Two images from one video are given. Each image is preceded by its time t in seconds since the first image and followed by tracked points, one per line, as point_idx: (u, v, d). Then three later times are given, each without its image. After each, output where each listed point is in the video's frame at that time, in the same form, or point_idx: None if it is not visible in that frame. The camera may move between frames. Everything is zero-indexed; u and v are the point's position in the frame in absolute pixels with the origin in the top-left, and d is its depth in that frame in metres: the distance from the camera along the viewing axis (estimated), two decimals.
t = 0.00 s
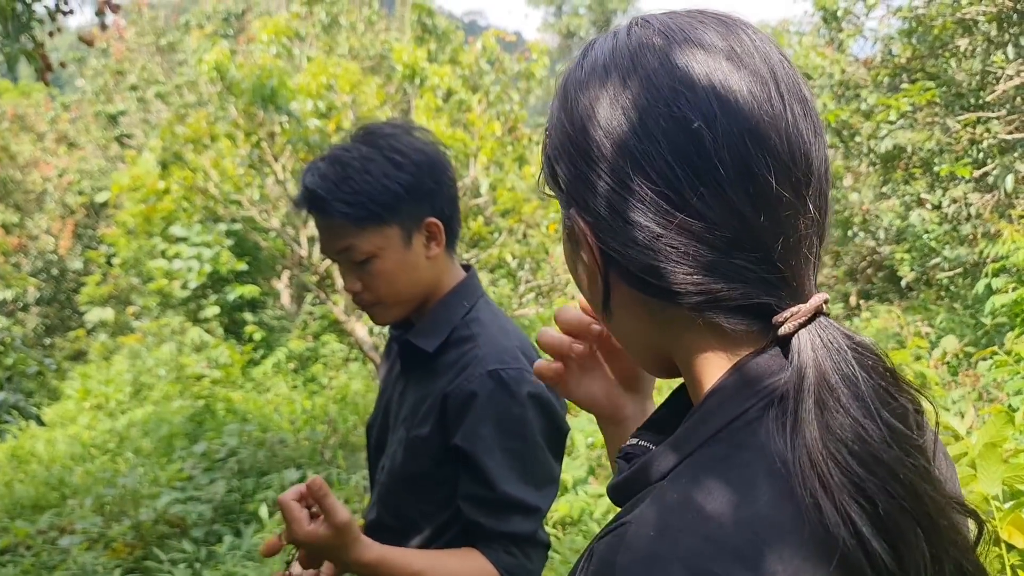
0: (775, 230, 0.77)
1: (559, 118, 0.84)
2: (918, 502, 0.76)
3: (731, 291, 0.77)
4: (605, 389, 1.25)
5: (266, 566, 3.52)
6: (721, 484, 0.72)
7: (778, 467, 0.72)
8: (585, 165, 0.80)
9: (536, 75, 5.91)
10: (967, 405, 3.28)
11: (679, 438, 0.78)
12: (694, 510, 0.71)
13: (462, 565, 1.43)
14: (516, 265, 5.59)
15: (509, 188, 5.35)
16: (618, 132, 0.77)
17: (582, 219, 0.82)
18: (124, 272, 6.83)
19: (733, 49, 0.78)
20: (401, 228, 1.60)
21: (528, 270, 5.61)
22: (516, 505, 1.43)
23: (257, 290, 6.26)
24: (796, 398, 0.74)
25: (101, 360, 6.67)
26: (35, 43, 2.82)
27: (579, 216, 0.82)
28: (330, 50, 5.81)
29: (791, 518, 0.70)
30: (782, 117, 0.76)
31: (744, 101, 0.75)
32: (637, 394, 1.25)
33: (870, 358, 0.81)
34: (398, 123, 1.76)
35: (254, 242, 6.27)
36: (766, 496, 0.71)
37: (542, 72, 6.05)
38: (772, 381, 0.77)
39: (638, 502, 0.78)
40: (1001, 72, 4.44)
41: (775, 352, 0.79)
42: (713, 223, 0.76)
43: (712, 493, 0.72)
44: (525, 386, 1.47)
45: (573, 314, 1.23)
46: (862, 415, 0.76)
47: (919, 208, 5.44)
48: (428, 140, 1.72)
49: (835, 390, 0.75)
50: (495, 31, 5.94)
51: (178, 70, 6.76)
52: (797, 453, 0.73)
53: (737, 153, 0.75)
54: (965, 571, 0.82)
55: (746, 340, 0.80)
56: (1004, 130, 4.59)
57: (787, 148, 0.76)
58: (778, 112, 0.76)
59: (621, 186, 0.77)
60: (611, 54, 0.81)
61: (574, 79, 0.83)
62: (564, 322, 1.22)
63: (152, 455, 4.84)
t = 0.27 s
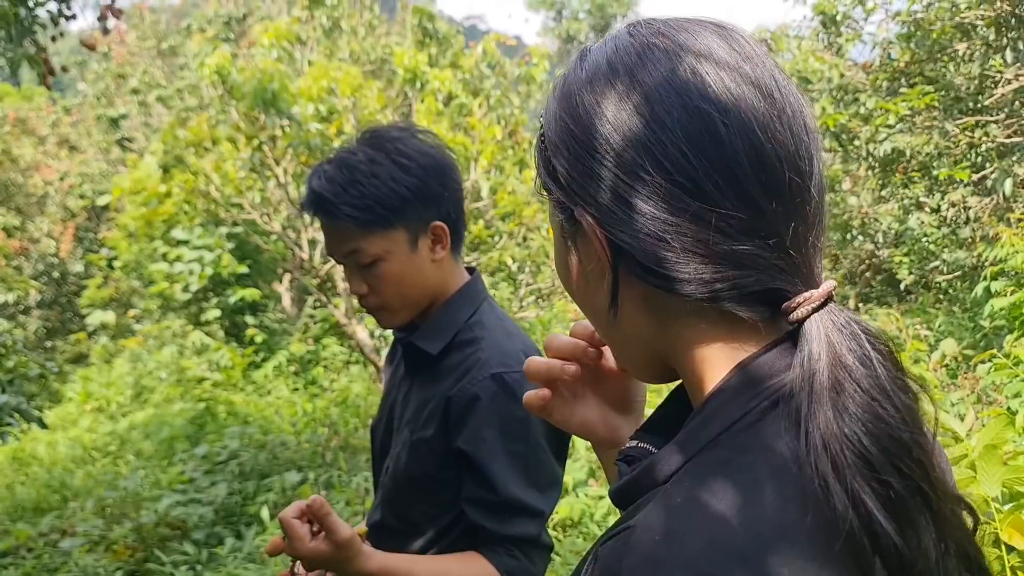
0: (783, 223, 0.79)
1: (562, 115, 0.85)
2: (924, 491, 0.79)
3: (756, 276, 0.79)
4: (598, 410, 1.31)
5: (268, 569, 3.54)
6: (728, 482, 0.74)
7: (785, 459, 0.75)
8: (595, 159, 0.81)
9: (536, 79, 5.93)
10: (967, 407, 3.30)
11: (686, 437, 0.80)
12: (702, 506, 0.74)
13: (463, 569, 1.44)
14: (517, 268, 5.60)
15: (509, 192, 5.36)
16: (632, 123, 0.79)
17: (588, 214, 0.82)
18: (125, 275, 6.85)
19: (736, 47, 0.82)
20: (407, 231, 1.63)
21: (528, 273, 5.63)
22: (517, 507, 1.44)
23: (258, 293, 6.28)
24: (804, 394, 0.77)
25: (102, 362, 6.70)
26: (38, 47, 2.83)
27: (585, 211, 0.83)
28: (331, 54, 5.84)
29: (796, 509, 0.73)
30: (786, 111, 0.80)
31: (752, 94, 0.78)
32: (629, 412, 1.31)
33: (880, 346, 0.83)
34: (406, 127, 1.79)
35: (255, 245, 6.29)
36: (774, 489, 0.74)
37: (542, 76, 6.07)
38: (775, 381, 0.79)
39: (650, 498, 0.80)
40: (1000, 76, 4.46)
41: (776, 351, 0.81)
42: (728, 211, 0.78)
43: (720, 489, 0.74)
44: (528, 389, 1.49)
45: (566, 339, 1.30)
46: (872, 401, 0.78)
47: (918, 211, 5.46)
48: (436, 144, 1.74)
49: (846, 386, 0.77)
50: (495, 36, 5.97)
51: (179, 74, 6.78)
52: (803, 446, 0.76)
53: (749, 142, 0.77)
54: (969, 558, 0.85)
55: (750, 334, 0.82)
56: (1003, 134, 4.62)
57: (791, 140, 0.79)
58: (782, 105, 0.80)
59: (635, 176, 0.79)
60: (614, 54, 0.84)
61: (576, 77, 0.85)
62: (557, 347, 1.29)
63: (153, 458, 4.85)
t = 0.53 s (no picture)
0: (793, 215, 0.79)
1: (572, 115, 0.85)
2: (933, 480, 0.79)
3: (762, 260, 0.78)
4: (605, 410, 1.21)
5: (271, 567, 3.57)
6: (742, 475, 0.74)
7: (798, 449, 0.75)
8: (605, 156, 0.81)
9: (539, 83, 5.97)
10: (967, 409, 3.32)
11: (697, 428, 0.79)
12: (717, 499, 0.73)
13: (472, 565, 1.48)
14: (519, 270, 5.60)
15: (512, 194, 5.38)
16: (643, 119, 0.79)
17: (599, 211, 0.82)
18: (129, 275, 6.88)
19: (743, 44, 0.82)
20: (421, 230, 1.66)
21: (530, 275, 5.63)
22: (526, 504, 1.48)
23: (261, 293, 6.31)
24: (816, 384, 0.75)
25: (105, 362, 6.74)
26: (45, 48, 2.86)
27: (596, 208, 0.82)
28: (335, 57, 5.87)
29: (806, 501, 0.73)
30: (795, 106, 0.80)
31: (763, 89, 0.78)
32: (636, 410, 1.22)
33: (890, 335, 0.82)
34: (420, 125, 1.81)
35: (259, 246, 6.32)
36: (788, 480, 0.73)
37: (545, 80, 6.11)
38: (788, 374, 0.78)
39: (662, 488, 0.79)
40: (1000, 81, 4.48)
41: (787, 346, 0.80)
42: (740, 205, 0.78)
43: (736, 484, 0.73)
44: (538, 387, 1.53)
45: (574, 340, 1.19)
46: (883, 390, 0.77)
47: (918, 216, 5.49)
48: (451, 144, 1.77)
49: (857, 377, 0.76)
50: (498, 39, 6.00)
51: (184, 76, 6.83)
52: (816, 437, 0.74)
53: (760, 135, 0.77)
54: (979, 545, 0.85)
55: (761, 326, 0.82)
56: (1003, 140, 4.64)
57: (801, 135, 0.80)
58: (791, 100, 0.80)
59: (647, 172, 0.78)
60: (622, 54, 0.84)
61: (585, 76, 0.85)
62: (565, 347, 1.19)
63: (156, 457, 4.88)
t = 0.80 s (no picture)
0: (806, 211, 0.81)
1: (587, 114, 0.86)
2: (944, 474, 0.80)
3: (774, 256, 0.80)
4: (614, 407, 1.22)
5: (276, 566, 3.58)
6: (757, 472, 0.75)
7: (812, 446, 0.76)
8: (622, 153, 0.82)
9: (543, 84, 5.99)
10: (971, 410, 3.33)
11: (712, 426, 0.81)
12: (734, 494, 0.74)
13: (481, 562, 1.49)
14: (522, 272, 5.53)
15: (516, 195, 5.39)
16: (659, 116, 0.80)
17: (615, 210, 0.83)
18: (134, 275, 6.91)
19: (755, 43, 0.83)
20: (445, 225, 1.68)
21: (533, 276, 5.56)
22: (533, 503, 1.49)
23: (265, 294, 6.32)
24: (830, 384, 0.77)
25: (110, 362, 6.76)
26: (53, 48, 2.88)
27: (612, 207, 0.83)
28: (340, 58, 5.89)
29: (820, 497, 0.74)
30: (807, 102, 0.81)
31: (777, 86, 0.80)
32: (644, 408, 1.22)
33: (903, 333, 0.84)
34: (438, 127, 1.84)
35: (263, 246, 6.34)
36: (802, 476, 0.75)
37: (549, 81, 6.12)
38: (801, 373, 0.80)
39: (678, 486, 0.79)
40: (1003, 83, 4.48)
41: (800, 345, 0.82)
42: (755, 199, 0.79)
43: (751, 481, 0.75)
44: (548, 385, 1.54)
45: (584, 339, 1.21)
46: (897, 385, 0.78)
47: (922, 218, 5.49)
48: (471, 145, 1.80)
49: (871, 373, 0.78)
50: (503, 41, 6.02)
51: (189, 76, 6.85)
52: (830, 434, 0.76)
53: (775, 131, 0.79)
54: (989, 539, 0.86)
55: (775, 323, 0.83)
56: (1007, 141, 4.64)
57: (813, 130, 0.81)
58: (804, 97, 0.81)
59: (664, 168, 0.80)
60: (636, 53, 0.85)
61: (600, 76, 0.86)
62: (576, 346, 1.21)
63: (161, 456, 4.91)
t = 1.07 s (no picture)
0: (819, 213, 0.81)
1: (600, 123, 0.87)
2: (960, 468, 0.81)
3: (792, 259, 0.80)
4: (622, 409, 1.23)
5: (285, 564, 3.59)
6: (775, 475, 0.75)
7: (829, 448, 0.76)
8: (637, 159, 0.82)
9: (551, 85, 6.00)
10: (980, 411, 3.32)
11: (728, 431, 0.81)
12: (751, 498, 0.75)
13: (481, 554, 1.51)
14: (530, 272, 5.54)
15: (524, 196, 5.40)
16: (673, 122, 0.81)
17: (631, 216, 0.84)
18: (143, 275, 6.94)
19: (763, 51, 0.85)
20: (479, 221, 1.72)
21: (540, 277, 5.57)
22: (544, 500, 1.50)
23: (273, 294, 6.34)
24: (848, 387, 0.77)
25: (119, 361, 6.79)
26: (65, 49, 2.89)
27: (627, 211, 0.84)
28: (349, 58, 5.91)
29: (836, 498, 0.75)
30: (816, 107, 0.82)
31: (787, 92, 0.81)
32: (650, 410, 1.24)
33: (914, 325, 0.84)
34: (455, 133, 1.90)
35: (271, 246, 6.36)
36: (819, 478, 0.75)
37: (557, 82, 6.13)
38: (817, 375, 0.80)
39: (699, 486, 0.79)
40: (1013, 84, 4.47)
41: (815, 348, 0.82)
42: (770, 201, 0.80)
43: (770, 485, 0.75)
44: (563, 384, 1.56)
45: (596, 345, 1.21)
46: (913, 379, 0.79)
47: (931, 219, 5.48)
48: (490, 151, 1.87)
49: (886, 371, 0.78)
50: (511, 41, 6.03)
51: (198, 77, 6.88)
52: (850, 432, 0.76)
53: (787, 135, 0.79)
54: (1002, 529, 0.87)
55: (792, 325, 0.83)
56: (1016, 142, 4.63)
57: (823, 135, 0.82)
58: (813, 102, 0.82)
59: (679, 173, 0.80)
60: (647, 63, 0.86)
61: (611, 87, 0.87)
62: (588, 352, 1.21)
63: (170, 455, 4.92)
